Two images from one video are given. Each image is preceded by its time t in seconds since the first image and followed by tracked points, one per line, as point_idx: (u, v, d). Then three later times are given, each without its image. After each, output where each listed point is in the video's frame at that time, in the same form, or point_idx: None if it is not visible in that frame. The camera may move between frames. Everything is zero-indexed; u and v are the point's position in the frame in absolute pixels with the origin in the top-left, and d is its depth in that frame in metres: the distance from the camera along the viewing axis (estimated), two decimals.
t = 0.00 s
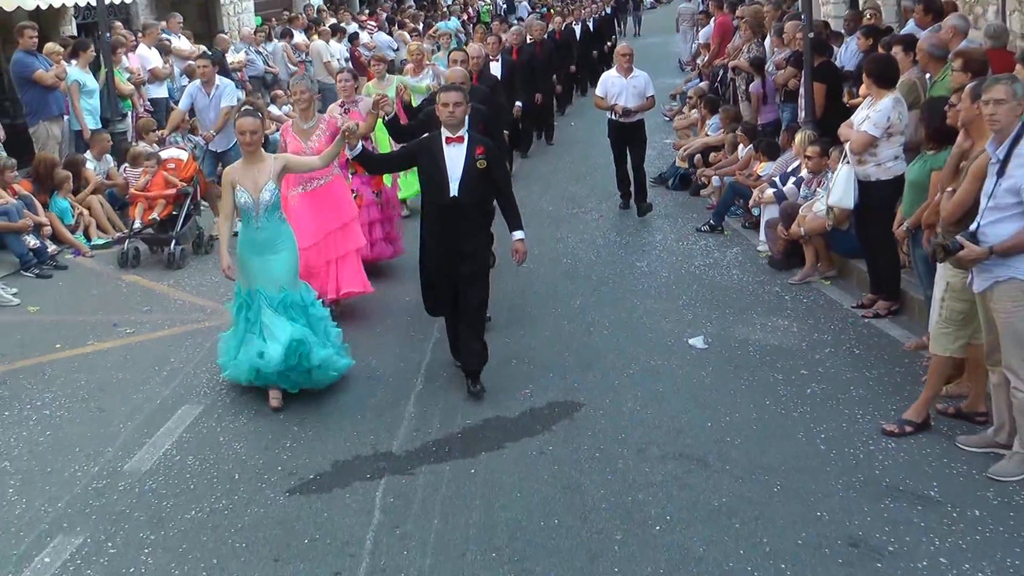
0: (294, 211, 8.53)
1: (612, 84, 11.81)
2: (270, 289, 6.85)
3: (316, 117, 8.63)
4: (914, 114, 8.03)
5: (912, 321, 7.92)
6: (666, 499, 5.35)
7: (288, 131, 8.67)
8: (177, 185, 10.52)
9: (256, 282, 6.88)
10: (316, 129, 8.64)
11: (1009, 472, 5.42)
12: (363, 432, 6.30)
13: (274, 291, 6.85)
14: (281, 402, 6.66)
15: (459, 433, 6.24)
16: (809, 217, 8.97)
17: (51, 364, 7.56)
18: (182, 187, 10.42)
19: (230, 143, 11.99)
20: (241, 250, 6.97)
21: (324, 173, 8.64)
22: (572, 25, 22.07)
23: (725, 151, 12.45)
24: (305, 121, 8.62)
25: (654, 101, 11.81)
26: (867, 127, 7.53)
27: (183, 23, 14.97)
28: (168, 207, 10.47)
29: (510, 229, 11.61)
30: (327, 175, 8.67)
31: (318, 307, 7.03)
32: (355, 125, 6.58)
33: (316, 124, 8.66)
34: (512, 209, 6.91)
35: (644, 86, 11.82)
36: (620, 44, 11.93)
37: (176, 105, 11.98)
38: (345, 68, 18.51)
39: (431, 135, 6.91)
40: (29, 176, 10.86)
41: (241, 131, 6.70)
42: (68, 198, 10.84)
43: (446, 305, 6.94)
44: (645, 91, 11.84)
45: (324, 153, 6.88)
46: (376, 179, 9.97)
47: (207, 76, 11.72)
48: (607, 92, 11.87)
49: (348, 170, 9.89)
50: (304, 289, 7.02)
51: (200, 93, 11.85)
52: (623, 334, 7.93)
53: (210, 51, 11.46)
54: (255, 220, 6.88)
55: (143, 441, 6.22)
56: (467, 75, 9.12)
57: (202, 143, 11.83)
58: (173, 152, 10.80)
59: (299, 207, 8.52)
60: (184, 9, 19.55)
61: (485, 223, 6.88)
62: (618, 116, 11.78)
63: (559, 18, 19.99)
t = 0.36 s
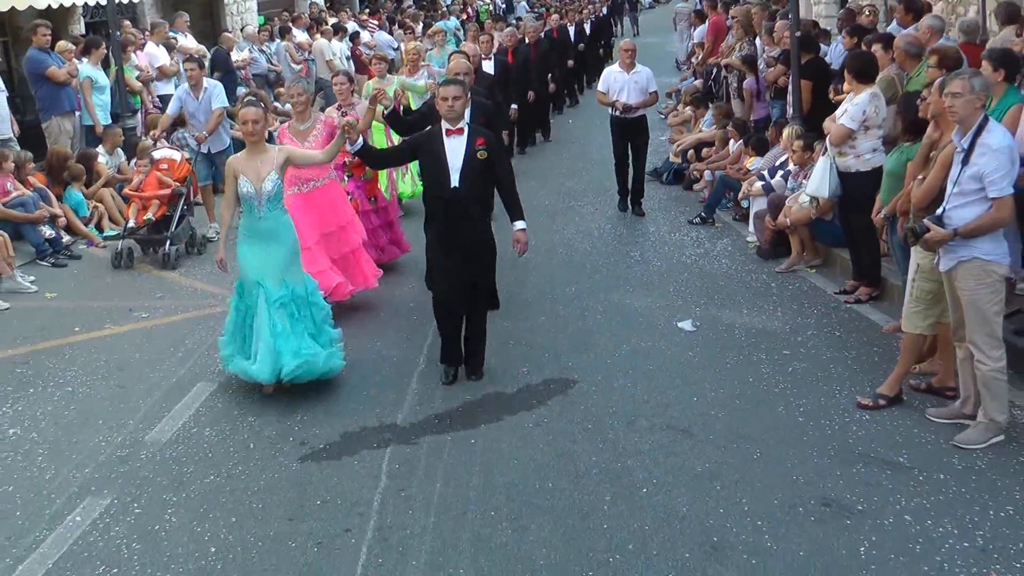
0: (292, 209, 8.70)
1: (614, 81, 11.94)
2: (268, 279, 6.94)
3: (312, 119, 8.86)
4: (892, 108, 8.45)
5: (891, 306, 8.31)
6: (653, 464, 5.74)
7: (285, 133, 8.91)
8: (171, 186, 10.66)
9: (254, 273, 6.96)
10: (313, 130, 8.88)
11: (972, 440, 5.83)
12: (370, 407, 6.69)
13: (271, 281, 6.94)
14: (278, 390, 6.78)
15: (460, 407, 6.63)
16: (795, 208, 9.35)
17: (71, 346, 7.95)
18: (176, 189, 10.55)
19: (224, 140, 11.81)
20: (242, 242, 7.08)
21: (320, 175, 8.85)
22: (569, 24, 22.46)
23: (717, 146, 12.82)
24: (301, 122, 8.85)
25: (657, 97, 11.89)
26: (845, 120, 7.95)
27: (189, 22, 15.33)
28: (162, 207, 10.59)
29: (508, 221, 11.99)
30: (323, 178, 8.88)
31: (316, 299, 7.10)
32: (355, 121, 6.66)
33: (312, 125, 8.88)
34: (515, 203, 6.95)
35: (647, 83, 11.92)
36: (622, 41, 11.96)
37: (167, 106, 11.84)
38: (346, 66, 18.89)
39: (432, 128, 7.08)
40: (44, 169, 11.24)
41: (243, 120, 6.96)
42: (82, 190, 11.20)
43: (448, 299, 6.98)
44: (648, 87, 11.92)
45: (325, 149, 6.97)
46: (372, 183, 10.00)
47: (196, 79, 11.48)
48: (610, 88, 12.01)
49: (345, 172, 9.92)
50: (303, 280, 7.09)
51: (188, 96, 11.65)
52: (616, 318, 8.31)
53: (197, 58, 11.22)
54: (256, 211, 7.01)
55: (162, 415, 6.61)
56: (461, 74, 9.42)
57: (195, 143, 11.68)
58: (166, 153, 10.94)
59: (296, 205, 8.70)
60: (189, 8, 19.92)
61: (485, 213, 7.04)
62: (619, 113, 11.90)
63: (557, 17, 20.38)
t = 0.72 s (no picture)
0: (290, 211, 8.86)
1: (612, 85, 11.87)
2: (269, 283, 6.92)
3: (311, 121, 8.85)
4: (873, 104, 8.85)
5: (871, 292, 8.71)
6: (641, 435, 6.12)
7: (284, 134, 8.89)
8: (167, 185, 10.49)
9: (255, 276, 6.92)
10: (311, 132, 8.87)
11: (941, 412, 6.24)
12: (375, 384, 7.08)
13: (272, 284, 6.93)
14: (281, 394, 6.84)
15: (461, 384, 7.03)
16: (781, 200, 9.73)
17: (89, 330, 8.34)
18: (171, 188, 10.40)
19: (218, 139, 11.55)
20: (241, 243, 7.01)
21: (319, 177, 8.82)
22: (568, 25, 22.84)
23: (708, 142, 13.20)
24: (301, 124, 8.85)
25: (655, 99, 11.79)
26: (826, 114, 8.36)
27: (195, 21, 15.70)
28: (158, 206, 10.42)
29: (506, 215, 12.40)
30: (322, 179, 8.84)
31: (315, 304, 7.12)
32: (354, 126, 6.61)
33: (311, 128, 8.88)
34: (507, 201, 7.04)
35: (644, 85, 11.84)
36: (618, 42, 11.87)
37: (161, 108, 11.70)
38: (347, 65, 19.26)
39: (427, 132, 7.01)
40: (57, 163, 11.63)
41: (242, 124, 6.93)
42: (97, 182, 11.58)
43: (446, 301, 6.84)
44: (645, 90, 11.84)
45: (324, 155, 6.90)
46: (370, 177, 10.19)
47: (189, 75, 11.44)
48: (607, 94, 11.92)
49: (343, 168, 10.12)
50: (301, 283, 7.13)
51: (184, 93, 11.64)
52: (609, 304, 8.71)
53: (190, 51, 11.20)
54: (259, 214, 6.97)
55: (179, 391, 7.00)
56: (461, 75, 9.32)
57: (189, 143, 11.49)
58: (161, 153, 10.77)
59: (294, 209, 8.83)
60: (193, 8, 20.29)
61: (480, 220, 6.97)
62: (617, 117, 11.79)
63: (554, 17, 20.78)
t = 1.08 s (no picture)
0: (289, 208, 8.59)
1: (605, 82, 12.03)
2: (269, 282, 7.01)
3: (309, 117, 8.94)
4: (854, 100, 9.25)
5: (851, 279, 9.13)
6: (629, 408, 6.52)
7: (281, 129, 8.95)
8: (161, 186, 10.47)
9: (256, 275, 7.04)
10: (308, 127, 8.96)
11: (912, 388, 6.64)
12: (379, 364, 7.49)
13: (270, 283, 7.02)
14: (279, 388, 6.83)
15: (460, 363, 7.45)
16: (767, 193, 10.13)
17: (105, 315, 8.74)
18: (166, 189, 10.40)
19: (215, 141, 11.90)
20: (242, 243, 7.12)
21: (319, 171, 8.71)
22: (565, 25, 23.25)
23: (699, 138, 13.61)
24: (298, 120, 8.93)
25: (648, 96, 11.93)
26: (807, 109, 8.77)
27: (201, 21, 16.10)
28: (151, 207, 10.45)
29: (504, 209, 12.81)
30: (321, 173, 8.74)
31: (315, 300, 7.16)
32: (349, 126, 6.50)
33: (308, 124, 8.95)
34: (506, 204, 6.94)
35: (637, 82, 11.98)
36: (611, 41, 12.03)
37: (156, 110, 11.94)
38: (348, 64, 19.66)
39: (422, 131, 6.95)
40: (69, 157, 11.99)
41: (242, 124, 6.97)
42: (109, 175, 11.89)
43: (439, 297, 6.95)
44: (637, 87, 12.01)
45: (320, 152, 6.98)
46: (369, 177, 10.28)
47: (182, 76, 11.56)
48: (601, 90, 12.10)
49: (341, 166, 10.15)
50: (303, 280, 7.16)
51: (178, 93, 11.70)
52: (601, 290, 9.12)
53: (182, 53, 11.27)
54: (256, 213, 7.04)
55: (194, 370, 7.40)
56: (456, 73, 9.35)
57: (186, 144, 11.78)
58: (157, 152, 10.70)
59: (294, 206, 8.58)
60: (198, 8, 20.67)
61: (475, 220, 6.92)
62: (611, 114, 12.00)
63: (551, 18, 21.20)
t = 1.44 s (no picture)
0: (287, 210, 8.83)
1: (603, 87, 11.90)
2: (264, 279, 6.99)
3: (307, 121, 8.88)
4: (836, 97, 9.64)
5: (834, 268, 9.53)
6: (618, 385, 6.92)
7: (279, 134, 8.91)
8: (156, 186, 10.63)
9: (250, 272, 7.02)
10: (306, 133, 8.90)
11: (887, 365, 7.04)
12: (382, 346, 7.90)
13: (266, 280, 6.99)
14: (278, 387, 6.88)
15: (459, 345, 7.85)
16: (754, 186, 10.52)
17: (120, 301, 9.13)
18: (160, 188, 10.56)
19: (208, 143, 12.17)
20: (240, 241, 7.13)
21: (317, 176, 9.01)
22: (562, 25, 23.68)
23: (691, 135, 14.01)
24: (296, 124, 8.86)
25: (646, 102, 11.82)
26: (790, 103, 9.21)
27: (206, 21, 16.49)
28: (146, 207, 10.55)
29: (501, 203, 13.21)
30: (319, 178, 9.04)
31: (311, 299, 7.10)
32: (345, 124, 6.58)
33: (307, 128, 8.90)
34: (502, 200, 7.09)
35: (636, 88, 11.86)
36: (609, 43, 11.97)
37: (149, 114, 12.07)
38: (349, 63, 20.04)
39: (420, 131, 7.10)
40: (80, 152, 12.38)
41: (243, 121, 6.79)
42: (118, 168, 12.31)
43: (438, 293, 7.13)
44: (636, 93, 11.89)
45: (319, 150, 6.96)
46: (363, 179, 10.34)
47: (174, 83, 11.66)
48: (598, 94, 11.99)
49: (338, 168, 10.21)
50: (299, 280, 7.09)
51: (169, 99, 11.79)
52: (594, 279, 9.52)
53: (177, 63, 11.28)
54: (251, 211, 7.04)
55: (207, 350, 7.80)
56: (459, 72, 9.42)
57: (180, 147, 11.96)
58: (151, 153, 10.87)
59: (292, 208, 8.83)
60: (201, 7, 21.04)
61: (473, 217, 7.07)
62: (607, 118, 11.91)
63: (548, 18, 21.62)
